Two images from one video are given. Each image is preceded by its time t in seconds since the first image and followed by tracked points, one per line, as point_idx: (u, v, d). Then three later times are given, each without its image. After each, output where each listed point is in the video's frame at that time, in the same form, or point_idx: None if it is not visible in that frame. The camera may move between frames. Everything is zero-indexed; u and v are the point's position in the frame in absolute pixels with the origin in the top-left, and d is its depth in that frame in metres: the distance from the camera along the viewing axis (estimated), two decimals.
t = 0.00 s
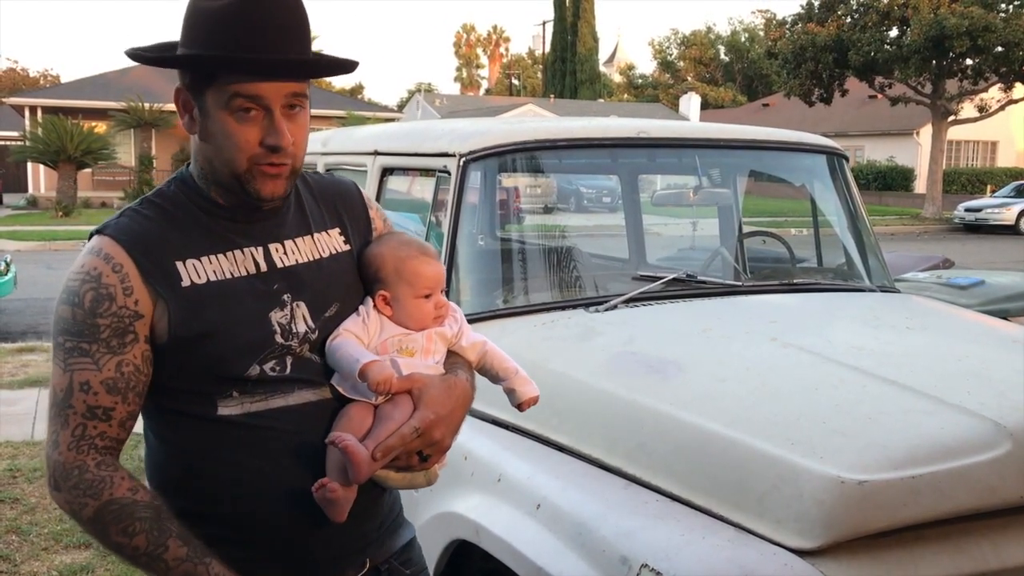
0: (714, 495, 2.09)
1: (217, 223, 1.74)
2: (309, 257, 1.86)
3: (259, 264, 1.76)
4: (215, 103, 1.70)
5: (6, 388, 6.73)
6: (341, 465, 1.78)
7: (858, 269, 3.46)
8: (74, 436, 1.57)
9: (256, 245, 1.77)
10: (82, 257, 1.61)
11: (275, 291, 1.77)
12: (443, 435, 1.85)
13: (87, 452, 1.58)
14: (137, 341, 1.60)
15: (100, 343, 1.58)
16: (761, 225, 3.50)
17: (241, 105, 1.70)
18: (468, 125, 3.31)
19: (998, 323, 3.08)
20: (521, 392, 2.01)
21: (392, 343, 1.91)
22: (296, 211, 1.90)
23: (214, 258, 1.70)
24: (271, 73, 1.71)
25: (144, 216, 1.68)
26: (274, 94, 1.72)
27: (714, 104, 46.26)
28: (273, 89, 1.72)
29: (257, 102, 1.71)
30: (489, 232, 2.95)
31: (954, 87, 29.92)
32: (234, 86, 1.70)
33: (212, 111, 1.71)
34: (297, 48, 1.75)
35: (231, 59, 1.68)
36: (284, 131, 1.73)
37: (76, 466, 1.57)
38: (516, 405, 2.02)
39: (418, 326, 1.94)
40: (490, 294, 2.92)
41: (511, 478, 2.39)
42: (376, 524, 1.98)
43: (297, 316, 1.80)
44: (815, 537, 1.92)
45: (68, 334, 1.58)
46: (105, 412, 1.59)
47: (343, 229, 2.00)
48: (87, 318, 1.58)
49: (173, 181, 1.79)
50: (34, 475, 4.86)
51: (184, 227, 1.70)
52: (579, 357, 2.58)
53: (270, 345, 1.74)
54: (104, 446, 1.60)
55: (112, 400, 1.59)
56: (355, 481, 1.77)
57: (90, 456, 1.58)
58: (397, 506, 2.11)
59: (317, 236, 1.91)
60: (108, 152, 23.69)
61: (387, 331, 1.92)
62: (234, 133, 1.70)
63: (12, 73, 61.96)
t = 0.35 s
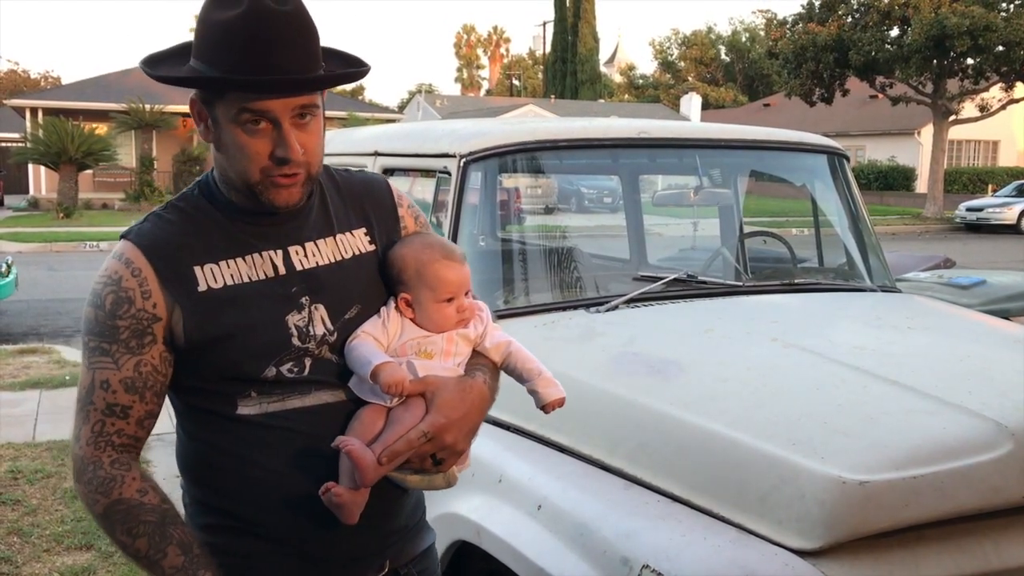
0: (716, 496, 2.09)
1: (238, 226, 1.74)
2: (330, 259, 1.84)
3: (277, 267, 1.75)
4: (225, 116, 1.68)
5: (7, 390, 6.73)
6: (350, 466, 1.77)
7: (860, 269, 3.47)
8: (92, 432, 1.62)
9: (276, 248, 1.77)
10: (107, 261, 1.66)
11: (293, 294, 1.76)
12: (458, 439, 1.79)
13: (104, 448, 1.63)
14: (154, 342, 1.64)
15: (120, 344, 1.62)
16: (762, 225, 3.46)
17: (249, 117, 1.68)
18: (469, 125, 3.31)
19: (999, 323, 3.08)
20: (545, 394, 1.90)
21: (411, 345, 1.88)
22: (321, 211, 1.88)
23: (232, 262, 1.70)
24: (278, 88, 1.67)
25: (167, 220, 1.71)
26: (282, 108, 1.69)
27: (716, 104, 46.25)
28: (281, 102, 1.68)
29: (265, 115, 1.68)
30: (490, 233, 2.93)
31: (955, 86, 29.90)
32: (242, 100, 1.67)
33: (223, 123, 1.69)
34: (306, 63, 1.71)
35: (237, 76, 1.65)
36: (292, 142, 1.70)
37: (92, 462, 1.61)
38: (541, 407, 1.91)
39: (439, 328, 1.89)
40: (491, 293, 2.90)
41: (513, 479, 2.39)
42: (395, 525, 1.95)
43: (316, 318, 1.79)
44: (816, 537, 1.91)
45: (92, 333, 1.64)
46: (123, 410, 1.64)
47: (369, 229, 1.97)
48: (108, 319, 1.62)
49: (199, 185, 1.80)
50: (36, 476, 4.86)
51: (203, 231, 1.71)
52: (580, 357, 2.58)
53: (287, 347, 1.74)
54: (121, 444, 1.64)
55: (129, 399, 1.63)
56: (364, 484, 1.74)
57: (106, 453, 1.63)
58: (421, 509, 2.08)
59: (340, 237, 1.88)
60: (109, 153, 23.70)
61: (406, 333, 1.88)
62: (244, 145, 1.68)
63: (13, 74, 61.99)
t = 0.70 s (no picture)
0: (720, 498, 2.08)
1: (275, 228, 1.75)
2: (363, 262, 1.84)
3: (312, 268, 1.76)
4: (261, 121, 1.70)
5: (9, 392, 6.74)
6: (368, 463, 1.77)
7: (862, 269, 3.47)
8: (144, 423, 1.65)
9: (312, 250, 1.77)
10: (151, 258, 1.67)
11: (325, 296, 1.77)
12: (476, 439, 1.79)
13: (155, 439, 1.66)
14: (197, 337, 1.66)
15: (164, 338, 1.65)
16: (766, 226, 3.44)
17: (284, 122, 1.69)
18: (471, 126, 3.32)
19: (1002, 323, 3.07)
20: (572, 391, 1.89)
21: (435, 346, 1.87)
22: (355, 214, 1.88)
23: (268, 262, 1.71)
24: (312, 94, 1.68)
25: (208, 220, 1.72)
26: (315, 112, 1.69)
27: (718, 105, 46.24)
28: (315, 107, 1.69)
29: (299, 120, 1.69)
30: (492, 233, 2.95)
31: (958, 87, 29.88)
32: (277, 105, 1.68)
33: (259, 128, 1.71)
34: (339, 70, 1.71)
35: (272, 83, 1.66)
36: (326, 147, 1.70)
37: (145, 452, 1.65)
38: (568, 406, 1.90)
39: (464, 330, 1.89)
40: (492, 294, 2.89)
41: (515, 480, 2.40)
42: (418, 523, 1.92)
43: (347, 318, 1.80)
44: (820, 538, 1.91)
45: (139, 329, 1.66)
46: (171, 402, 1.66)
47: (403, 234, 1.96)
48: (153, 315, 1.65)
49: (239, 188, 1.81)
50: (38, 479, 4.86)
51: (242, 231, 1.72)
52: (582, 358, 2.58)
53: (317, 346, 1.75)
54: (171, 435, 1.67)
55: (176, 391, 1.66)
56: (381, 482, 1.74)
57: (157, 443, 1.66)
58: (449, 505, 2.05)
59: (373, 242, 1.88)
60: (111, 155, 23.71)
61: (432, 334, 1.88)
62: (280, 150, 1.70)
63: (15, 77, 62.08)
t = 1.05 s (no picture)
0: (722, 498, 2.09)
1: (297, 231, 1.76)
2: (381, 264, 1.84)
3: (332, 268, 1.76)
4: (284, 128, 1.71)
5: (12, 393, 6.75)
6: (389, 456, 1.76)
7: (864, 269, 3.47)
8: (167, 420, 1.67)
9: (332, 252, 1.77)
10: (177, 260, 1.68)
11: (345, 295, 1.77)
12: (496, 429, 1.80)
13: (177, 435, 1.67)
14: (220, 336, 1.66)
15: (188, 336, 1.65)
16: (767, 225, 3.43)
17: (307, 130, 1.70)
18: (473, 126, 3.33)
19: (1005, 321, 3.07)
20: (589, 373, 1.90)
21: (452, 344, 1.88)
22: (373, 219, 1.89)
23: (290, 262, 1.71)
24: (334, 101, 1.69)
25: (232, 224, 1.73)
26: (337, 119, 1.71)
27: (719, 105, 46.23)
28: (336, 114, 1.70)
29: (322, 127, 1.70)
30: (494, 234, 2.95)
31: (959, 86, 29.86)
32: (300, 113, 1.70)
33: (283, 134, 1.72)
34: (360, 79, 1.72)
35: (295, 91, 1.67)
36: (346, 153, 1.71)
37: (168, 448, 1.66)
38: (587, 388, 1.89)
39: (479, 327, 1.90)
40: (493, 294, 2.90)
41: (517, 480, 2.41)
42: (438, 520, 1.91)
43: (366, 318, 1.80)
44: (824, 538, 1.91)
45: (164, 328, 1.68)
46: (193, 399, 1.67)
47: (419, 239, 1.97)
48: (177, 314, 1.66)
49: (262, 194, 1.82)
50: (41, 480, 4.87)
51: (265, 234, 1.73)
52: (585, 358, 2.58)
53: (337, 344, 1.74)
54: (193, 432, 1.68)
55: (198, 388, 1.67)
56: (403, 473, 1.74)
57: (179, 440, 1.67)
58: (467, 503, 2.03)
59: (391, 245, 1.88)
60: (112, 157, 23.73)
61: (448, 331, 1.89)
62: (302, 156, 1.71)
63: (17, 78, 62.15)
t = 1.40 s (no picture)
0: (723, 497, 2.08)
1: (306, 227, 1.75)
2: (388, 259, 1.84)
3: (341, 263, 1.76)
4: (295, 122, 1.71)
5: (13, 393, 6.74)
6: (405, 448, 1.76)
7: (866, 268, 3.46)
8: (174, 415, 1.66)
9: (341, 247, 1.77)
10: (186, 257, 1.68)
11: (355, 289, 1.76)
12: (510, 418, 1.80)
13: (184, 431, 1.66)
14: (229, 331, 1.66)
15: (197, 332, 1.65)
16: (768, 224, 3.42)
17: (318, 121, 1.70)
18: (473, 126, 3.32)
19: (1007, 321, 3.06)
20: (594, 361, 1.92)
21: (462, 336, 1.89)
22: (379, 216, 1.88)
23: (300, 258, 1.71)
24: (344, 93, 1.70)
25: (241, 221, 1.73)
26: (348, 110, 1.71)
27: (720, 104, 46.20)
28: (346, 106, 1.71)
29: (333, 119, 1.70)
30: (495, 234, 2.95)
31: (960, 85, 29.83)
32: (312, 106, 1.70)
33: (293, 129, 1.72)
34: (370, 71, 1.73)
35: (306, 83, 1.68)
36: (358, 144, 1.72)
37: (173, 444, 1.65)
38: (594, 376, 1.92)
39: (486, 319, 1.91)
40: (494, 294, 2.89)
41: (518, 480, 2.41)
42: (447, 515, 1.90)
43: (375, 312, 1.79)
44: (825, 538, 1.90)
45: (172, 324, 1.67)
46: (201, 395, 1.67)
47: (424, 235, 1.96)
48: (187, 309, 1.65)
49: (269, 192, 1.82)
50: (42, 480, 4.86)
51: (274, 230, 1.72)
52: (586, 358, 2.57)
53: (348, 338, 1.74)
54: (199, 429, 1.67)
55: (206, 384, 1.66)
56: (421, 463, 1.74)
57: (185, 436, 1.66)
58: (475, 498, 2.02)
59: (397, 241, 1.88)
60: (114, 157, 23.73)
61: (458, 324, 1.89)
62: (313, 149, 1.71)
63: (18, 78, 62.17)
